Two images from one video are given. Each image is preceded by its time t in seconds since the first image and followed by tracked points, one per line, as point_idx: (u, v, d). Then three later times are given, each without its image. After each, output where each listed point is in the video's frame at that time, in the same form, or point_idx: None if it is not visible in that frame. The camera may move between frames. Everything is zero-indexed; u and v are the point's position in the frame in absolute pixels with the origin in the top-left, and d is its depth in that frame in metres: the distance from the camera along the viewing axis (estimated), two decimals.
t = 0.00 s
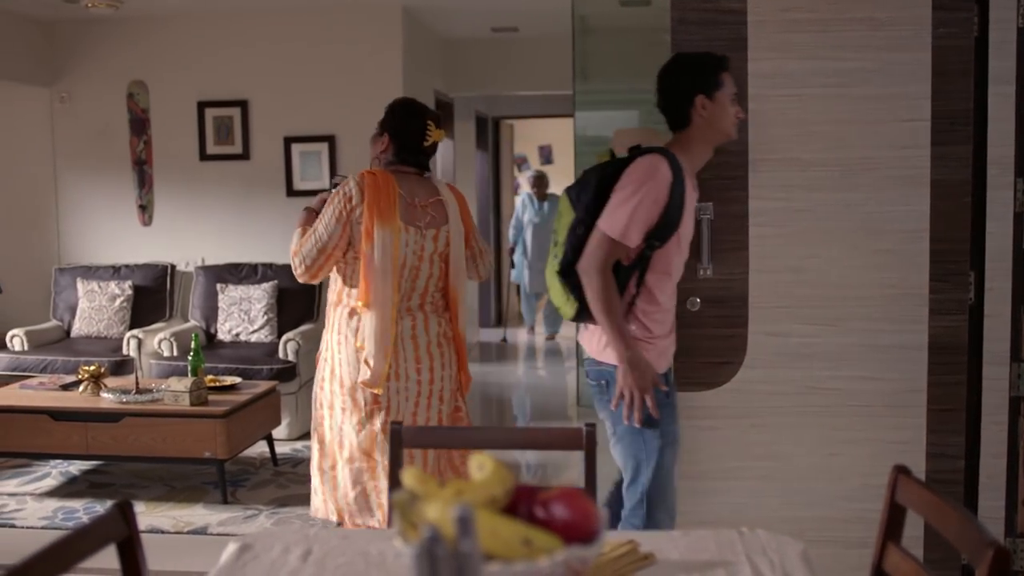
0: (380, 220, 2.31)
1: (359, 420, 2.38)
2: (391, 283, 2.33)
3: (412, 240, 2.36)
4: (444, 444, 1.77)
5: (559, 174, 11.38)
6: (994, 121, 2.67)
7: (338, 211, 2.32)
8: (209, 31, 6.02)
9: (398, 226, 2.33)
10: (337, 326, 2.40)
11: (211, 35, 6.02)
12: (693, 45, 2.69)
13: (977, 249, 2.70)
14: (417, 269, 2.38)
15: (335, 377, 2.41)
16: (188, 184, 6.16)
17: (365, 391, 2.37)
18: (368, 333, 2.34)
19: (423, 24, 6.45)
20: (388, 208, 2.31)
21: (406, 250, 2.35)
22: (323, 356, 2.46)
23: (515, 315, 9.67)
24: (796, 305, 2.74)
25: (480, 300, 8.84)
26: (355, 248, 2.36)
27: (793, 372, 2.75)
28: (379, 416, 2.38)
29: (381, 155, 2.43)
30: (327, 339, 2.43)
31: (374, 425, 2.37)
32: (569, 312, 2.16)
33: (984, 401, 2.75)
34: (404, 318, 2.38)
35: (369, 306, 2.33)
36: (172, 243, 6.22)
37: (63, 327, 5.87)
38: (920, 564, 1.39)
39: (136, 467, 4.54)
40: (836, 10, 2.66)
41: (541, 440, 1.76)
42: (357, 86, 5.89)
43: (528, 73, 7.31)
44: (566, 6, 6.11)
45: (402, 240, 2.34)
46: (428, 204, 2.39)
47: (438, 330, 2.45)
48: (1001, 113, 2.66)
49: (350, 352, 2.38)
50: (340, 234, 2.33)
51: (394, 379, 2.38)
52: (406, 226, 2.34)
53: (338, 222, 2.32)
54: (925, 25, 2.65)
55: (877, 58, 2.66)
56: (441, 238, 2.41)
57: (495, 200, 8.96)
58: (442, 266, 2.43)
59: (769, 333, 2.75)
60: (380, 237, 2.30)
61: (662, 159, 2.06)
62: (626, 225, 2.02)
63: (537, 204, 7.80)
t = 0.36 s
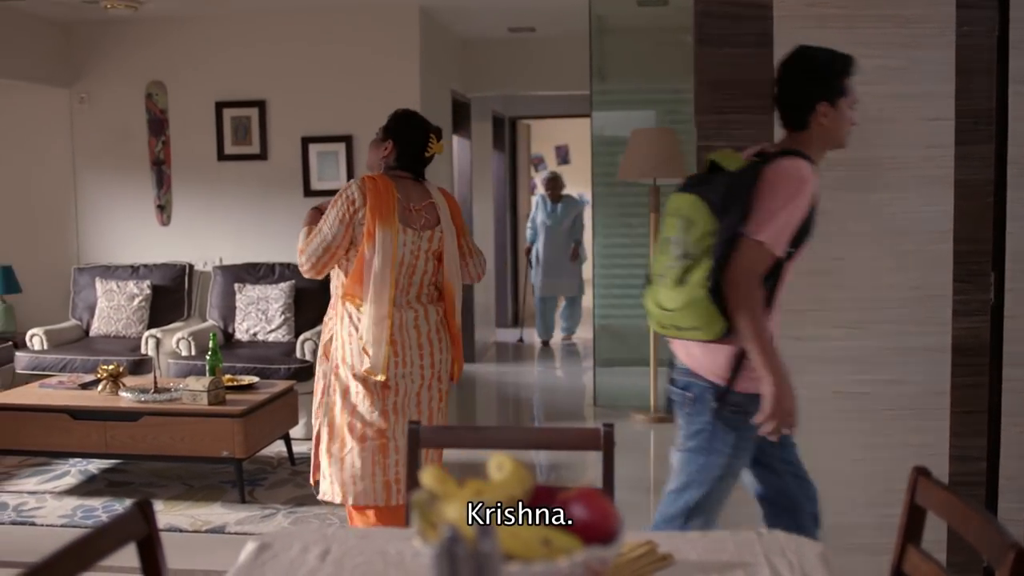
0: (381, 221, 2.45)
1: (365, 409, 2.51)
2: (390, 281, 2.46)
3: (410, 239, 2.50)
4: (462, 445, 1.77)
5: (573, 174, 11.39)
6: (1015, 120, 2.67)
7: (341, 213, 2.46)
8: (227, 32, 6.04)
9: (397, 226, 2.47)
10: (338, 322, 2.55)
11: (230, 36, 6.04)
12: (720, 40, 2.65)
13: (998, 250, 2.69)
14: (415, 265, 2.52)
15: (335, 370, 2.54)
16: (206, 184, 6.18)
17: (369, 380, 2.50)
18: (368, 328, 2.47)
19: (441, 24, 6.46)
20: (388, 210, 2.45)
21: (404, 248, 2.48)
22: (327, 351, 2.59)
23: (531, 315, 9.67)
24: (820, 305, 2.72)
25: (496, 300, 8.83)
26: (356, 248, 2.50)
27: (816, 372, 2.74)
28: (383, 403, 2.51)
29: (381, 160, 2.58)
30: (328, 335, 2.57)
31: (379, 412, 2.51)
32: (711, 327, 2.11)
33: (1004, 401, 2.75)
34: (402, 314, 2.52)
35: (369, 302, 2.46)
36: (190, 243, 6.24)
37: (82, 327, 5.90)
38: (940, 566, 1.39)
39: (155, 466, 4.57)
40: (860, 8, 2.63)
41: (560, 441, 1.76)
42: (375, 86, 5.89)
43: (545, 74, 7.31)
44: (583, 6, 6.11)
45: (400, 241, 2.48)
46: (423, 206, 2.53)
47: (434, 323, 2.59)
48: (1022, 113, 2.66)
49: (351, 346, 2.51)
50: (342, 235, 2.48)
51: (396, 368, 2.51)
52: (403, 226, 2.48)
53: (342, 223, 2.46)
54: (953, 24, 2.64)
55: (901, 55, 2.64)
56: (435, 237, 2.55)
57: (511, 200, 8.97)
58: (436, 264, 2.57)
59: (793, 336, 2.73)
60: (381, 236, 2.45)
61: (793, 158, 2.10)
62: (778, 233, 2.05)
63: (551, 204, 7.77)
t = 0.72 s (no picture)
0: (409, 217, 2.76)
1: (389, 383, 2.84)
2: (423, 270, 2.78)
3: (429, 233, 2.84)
4: (482, 444, 1.78)
5: (592, 174, 11.37)
6: None
7: (373, 212, 2.73)
8: (248, 31, 6.06)
9: (420, 220, 2.79)
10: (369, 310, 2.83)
11: (250, 35, 6.06)
12: (770, 28, 2.71)
13: None
14: (433, 256, 2.86)
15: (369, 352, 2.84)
16: (227, 183, 6.21)
17: (393, 357, 2.83)
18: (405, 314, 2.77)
19: (461, 23, 6.47)
20: (415, 207, 2.77)
21: (426, 241, 2.82)
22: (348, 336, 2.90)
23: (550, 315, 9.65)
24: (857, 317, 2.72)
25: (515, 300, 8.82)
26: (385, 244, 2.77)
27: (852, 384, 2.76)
28: (404, 379, 2.84)
29: (394, 167, 2.85)
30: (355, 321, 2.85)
31: (401, 387, 2.84)
32: (947, 323, 2.40)
33: None
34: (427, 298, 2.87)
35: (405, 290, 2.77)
36: (209, 242, 6.27)
37: (103, 326, 5.93)
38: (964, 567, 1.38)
39: (175, 465, 4.58)
40: (888, 1, 2.68)
41: (580, 441, 1.76)
42: (395, 86, 5.90)
43: (565, 73, 7.30)
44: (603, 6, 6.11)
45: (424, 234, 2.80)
46: (436, 202, 2.88)
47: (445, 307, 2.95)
48: None
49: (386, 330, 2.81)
50: (376, 231, 2.74)
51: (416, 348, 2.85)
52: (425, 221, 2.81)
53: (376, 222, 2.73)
54: (984, 24, 2.65)
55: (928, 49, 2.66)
56: (446, 229, 2.91)
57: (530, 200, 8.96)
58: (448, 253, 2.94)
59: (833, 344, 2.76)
60: (410, 230, 2.75)
61: (980, 149, 2.42)
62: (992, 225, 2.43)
63: (561, 206, 7.80)
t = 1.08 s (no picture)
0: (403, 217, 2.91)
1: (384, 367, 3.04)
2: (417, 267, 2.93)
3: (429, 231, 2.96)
4: (503, 442, 1.79)
5: (610, 172, 11.36)
6: None
7: (368, 215, 2.95)
8: (267, 30, 6.08)
9: (418, 218, 2.92)
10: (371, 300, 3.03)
11: (269, 34, 6.07)
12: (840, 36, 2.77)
13: None
14: (434, 252, 2.98)
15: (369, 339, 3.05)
16: (245, 181, 6.23)
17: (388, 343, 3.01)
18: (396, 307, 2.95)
19: (479, 21, 6.46)
20: (409, 208, 2.91)
21: (425, 239, 2.95)
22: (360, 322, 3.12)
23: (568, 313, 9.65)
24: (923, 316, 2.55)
25: (532, 298, 8.81)
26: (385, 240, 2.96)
27: (920, 391, 2.57)
28: (397, 365, 3.03)
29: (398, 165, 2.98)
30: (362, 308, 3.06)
31: (393, 373, 3.03)
32: None
33: None
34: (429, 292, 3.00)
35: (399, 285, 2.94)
36: (229, 240, 6.30)
37: (123, 323, 5.97)
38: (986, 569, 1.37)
39: (195, 462, 4.61)
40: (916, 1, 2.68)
41: (601, 439, 1.76)
42: (413, 85, 5.90)
43: (583, 71, 7.29)
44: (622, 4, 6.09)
45: (422, 232, 2.93)
46: (440, 199, 2.98)
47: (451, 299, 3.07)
48: None
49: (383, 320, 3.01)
50: (373, 229, 2.94)
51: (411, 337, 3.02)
52: (424, 219, 2.93)
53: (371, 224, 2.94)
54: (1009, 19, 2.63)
55: (969, 44, 2.48)
56: (452, 226, 3.00)
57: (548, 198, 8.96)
58: (456, 249, 3.04)
59: (902, 349, 2.54)
60: (403, 230, 2.90)
61: None
62: None
63: (585, 207, 7.74)
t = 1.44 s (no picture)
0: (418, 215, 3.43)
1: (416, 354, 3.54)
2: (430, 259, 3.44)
3: (444, 226, 3.46)
4: (524, 440, 1.79)
5: (630, 170, 11.33)
6: None
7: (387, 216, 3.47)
8: (288, 28, 6.10)
9: (432, 214, 3.43)
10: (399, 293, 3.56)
11: (290, 32, 6.09)
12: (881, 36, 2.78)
13: None
14: (451, 245, 3.49)
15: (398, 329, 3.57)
16: (266, 178, 6.25)
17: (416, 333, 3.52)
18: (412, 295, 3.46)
19: (499, 19, 6.46)
20: (422, 207, 3.42)
21: (441, 233, 3.46)
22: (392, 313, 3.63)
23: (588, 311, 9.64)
24: (999, 318, 2.36)
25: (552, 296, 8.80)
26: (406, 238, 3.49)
27: (993, 398, 2.37)
28: (429, 350, 3.52)
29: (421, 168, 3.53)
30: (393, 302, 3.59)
31: (426, 358, 3.53)
32: None
33: None
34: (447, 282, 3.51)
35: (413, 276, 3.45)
36: (249, 238, 6.32)
37: (145, 320, 6.00)
38: (1012, 569, 1.36)
39: (216, 458, 4.63)
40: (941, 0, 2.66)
41: (622, 437, 1.76)
42: (434, 82, 5.91)
43: (603, 69, 7.28)
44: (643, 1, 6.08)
45: (436, 228, 3.44)
46: (453, 196, 3.47)
47: (471, 289, 3.56)
48: None
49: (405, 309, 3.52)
50: (394, 228, 3.48)
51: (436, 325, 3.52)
52: (438, 215, 3.44)
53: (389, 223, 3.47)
54: None
55: None
56: (465, 221, 3.49)
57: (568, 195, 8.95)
58: (472, 243, 3.52)
59: (981, 353, 2.32)
60: (415, 227, 3.42)
61: None
62: None
63: (605, 202, 7.66)
